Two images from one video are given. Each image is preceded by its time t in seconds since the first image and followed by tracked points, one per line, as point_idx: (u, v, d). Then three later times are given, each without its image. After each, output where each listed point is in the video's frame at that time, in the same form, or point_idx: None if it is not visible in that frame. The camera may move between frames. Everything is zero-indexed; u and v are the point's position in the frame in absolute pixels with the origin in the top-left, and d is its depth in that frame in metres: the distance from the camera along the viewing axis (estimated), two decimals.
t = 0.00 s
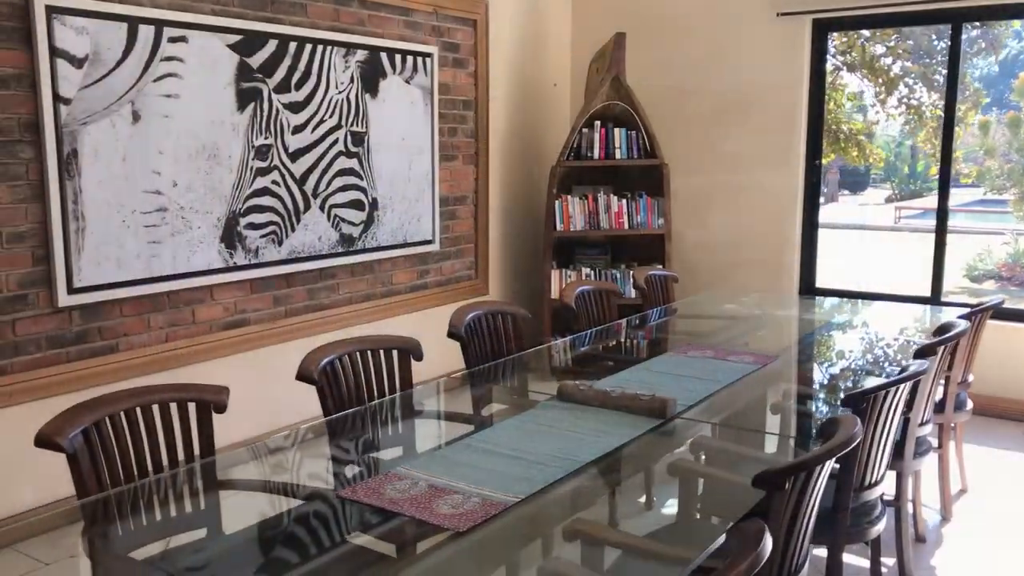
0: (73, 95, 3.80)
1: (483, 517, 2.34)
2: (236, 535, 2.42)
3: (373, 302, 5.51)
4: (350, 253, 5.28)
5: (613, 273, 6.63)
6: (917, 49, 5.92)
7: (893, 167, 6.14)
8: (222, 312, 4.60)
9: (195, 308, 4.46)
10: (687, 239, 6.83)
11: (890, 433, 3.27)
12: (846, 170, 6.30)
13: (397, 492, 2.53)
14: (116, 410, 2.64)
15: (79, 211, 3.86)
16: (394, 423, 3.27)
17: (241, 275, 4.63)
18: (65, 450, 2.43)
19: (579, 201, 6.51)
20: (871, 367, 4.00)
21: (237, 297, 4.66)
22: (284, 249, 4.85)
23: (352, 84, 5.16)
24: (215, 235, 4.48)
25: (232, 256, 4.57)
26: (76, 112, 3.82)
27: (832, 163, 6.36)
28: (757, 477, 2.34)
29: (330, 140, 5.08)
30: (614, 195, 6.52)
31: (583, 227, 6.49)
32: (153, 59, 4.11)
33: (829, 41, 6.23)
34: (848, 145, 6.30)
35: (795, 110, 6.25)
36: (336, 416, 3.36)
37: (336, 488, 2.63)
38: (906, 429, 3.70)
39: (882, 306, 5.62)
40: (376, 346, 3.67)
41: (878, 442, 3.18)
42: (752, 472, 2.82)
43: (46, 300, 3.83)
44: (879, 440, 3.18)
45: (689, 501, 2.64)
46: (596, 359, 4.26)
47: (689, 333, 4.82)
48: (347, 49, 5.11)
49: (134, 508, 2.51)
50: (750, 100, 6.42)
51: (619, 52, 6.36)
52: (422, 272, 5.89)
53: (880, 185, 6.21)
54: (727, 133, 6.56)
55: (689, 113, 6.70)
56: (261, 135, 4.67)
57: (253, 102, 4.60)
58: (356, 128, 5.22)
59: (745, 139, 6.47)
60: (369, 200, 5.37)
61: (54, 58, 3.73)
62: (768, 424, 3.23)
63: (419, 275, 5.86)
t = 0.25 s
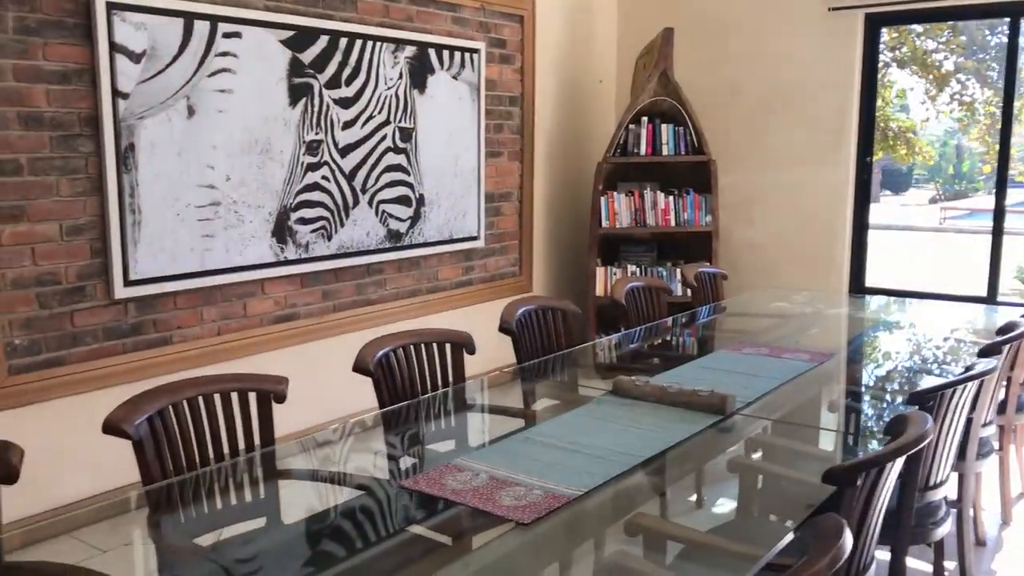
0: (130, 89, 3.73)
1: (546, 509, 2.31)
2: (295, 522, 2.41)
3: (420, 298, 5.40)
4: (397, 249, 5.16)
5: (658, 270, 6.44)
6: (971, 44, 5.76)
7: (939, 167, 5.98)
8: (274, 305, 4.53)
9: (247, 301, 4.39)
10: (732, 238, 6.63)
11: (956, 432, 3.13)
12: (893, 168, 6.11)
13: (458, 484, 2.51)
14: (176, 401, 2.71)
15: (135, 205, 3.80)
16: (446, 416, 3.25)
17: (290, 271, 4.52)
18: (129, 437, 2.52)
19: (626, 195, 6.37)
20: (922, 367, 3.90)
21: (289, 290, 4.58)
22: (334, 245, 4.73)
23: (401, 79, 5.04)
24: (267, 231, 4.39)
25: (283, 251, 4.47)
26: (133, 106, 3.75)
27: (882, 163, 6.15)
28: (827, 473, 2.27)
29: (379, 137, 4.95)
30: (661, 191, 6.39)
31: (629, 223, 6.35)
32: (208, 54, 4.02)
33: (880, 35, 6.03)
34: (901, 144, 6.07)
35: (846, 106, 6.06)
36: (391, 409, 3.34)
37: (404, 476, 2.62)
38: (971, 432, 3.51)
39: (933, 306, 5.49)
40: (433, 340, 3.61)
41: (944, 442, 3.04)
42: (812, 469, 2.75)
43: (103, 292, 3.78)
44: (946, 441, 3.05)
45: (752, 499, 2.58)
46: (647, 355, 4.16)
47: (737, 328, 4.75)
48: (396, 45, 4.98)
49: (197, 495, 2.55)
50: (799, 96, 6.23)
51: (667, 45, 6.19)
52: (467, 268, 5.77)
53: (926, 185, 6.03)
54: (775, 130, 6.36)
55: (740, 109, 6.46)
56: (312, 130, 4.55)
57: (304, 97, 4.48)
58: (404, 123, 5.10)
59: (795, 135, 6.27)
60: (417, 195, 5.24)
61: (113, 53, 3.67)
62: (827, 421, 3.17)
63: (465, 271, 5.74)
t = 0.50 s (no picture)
0: (194, 81, 3.77)
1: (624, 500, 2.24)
2: (365, 509, 2.36)
3: (472, 291, 5.37)
4: (450, 242, 5.14)
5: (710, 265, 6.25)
6: None
7: (991, 166, 5.75)
8: (329, 297, 4.54)
9: (305, 293, 4.41)
10: (788, 237, 6.39)
11: None
12: (950, 164, 5.84)
13: (532, 472, 2.45)
14: (246, 385, 2.64)
15: (197, 195, 3.83)
16: (509, 407, 3.14)
17: (345, 263, 4.52)
18: (203, 421, 2.48)
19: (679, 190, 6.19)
20: (979, 367, 3.67)
21: (345, 283, 4.58)
22: (389, 237, 4.74)
23: (456, 72, 5.02)
24: (324, 224, 4.39)
25: (339, 242, 4.48)
26: (196, 98, 3.78)
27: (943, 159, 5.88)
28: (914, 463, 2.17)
29: (434, 130, 4.93)
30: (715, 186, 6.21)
31: (681, 218, 6.17)
32: (268, 47, 4.04)
33: (943, 26, 5.75)
34: (959, 140, 5.82)
35: (906, 101, 5.81)
36: (451, 399, 3.24)
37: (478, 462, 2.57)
38: None
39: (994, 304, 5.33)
40: (497, 330, 3.51)
41: None
42: (889, 462, 2.62)
43: (166, 282, 3.82)
44: None
45: (824, 492, 2.47)
46: (704, 350, 3.99)
47: (793, 323, 4.51)
48: (451, 39, 4.97)
49: (265, 479, 2.50)
50: (858, 90, 5.99)
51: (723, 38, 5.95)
52: (518, 262, 5.72)
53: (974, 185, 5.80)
54: (832, 125, 6.13)
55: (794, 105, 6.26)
56: (369, 123, 4.55)
57: (362, 90, 4.48)
58: (458, 117, 5.08)
59: (854, 130, 6.03)
60: (469, 188, 5.22)
61: (177, 45, 3.71)
62: (896, 415, 3.01)
63: (516, 266, 5.70)
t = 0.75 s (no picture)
0: (260, 73, 3.81)
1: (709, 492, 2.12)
2: (440, 496, 2.29)
3: (526, 286, 5.33)
4: (507, 236, 5.12)
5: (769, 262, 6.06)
6: None
7: None
8: (388, 290, 4.54)
9: (364, 284, 4.42)
10: (851, 233, 6.17)
11: None
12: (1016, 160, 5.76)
13: (612, 461, 2.34)
14: (321, 371, 2.58)
15: (262, 186, 3.88)
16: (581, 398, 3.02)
17: (404, 256, 4.52)
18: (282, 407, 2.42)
19: (737, 186, 5.98)
20: None
21: (403, 275, 4.58)
22: (447, 231, 4.74)
23: (515, 66, 4.99)
24: (385, 216, 4.40)
25: (399, 235, 4.48)
26: (262, 90, 3.82)
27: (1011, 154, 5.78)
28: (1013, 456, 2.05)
29: (493, 123, 4.92)
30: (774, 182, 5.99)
31: (740, 214, 5.98)
32: (333, 39, 4.06)
33: (1010, 18, 5.62)
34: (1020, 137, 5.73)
35: (975, 93, 5.63)
36: (519, 390, 3.13)
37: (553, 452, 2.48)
38: None
39: None
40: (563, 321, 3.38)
41: None
42: (976, 462, 2.45)
43: (231, 273, 3.88)
44: None
45: (904, 487, 2.33)
46: (772, 345, 3.83)
47: (855, 320, 4.26)
48: (511, 32, 4.94)
49: (338, 465, 2.43)
50: (925, 81, 5.78)
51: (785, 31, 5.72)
52: (573, 257, 5.66)
53: None
54: (894, 120, 5.94)
55: (857, 99, 6.04)
56: (429, 116, 4.55)
57: (423, 83, 4.49)
58: (516, 110, 5.06)
59: (918, 124, 5.83)
60: (526, 182, 5.18)
61: (244, 37, 3.76)
62: (978, 414, 2.83)
63: (571, 261, 5.64)
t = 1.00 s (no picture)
0: (323, 66, 3.83)
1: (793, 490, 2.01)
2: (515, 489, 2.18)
3: (580, 283, 5.29)
4: (562, 232, 5.08)
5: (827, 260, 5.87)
6: None
7: None
8: (443, 284, 4.54)
9: (421, 279, 4.42)
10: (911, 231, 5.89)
11: None
12: None
13: (691, 456, 2.23)
14: (392, 363, 2.42)
15: (324, 179, 3.89)
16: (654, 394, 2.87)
17: (461, 251, 4.53)
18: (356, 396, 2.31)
19: (793, 184, 5.79)
20: None
21: (459, 270, 4.58)
22: (502, 225, 4.72)
23: (572, 59, 4.95)
24: (442, 210, 4.41)
25: (455, 229, 4.49)
26: (324, 84, 3.84)
27: None
28: None
29: (548, 118, 4.89)
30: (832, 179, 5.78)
31: (797, 212, 5.80)
32: (392, 34, 4.07)
33: None
34: None
35: None
36: (584, 386, 2.97)
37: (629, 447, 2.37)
38: None
39: None
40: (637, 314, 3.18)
41: None
42: None
43: (293, 265, 3.91)
44: None
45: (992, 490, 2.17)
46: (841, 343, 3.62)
47: (926, 319, 4.05)
48: (568, 25, 4.89)
49: (408, 457, 2.32)
50: (992, 73, 5.49)
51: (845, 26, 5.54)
52: (627, 254, 5.58)
53: None
54: (960, 115, 5.65)
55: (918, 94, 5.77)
56: (486, 111, 4.56)
57: (480, 77, 4.49)
58: (572, 105, 5.01)
59: (980, 119, 5.56)
60: (581, 177, 5.13)
61: (308, 30, 3.78)
62: None
63: (625, 257, 5.56)
